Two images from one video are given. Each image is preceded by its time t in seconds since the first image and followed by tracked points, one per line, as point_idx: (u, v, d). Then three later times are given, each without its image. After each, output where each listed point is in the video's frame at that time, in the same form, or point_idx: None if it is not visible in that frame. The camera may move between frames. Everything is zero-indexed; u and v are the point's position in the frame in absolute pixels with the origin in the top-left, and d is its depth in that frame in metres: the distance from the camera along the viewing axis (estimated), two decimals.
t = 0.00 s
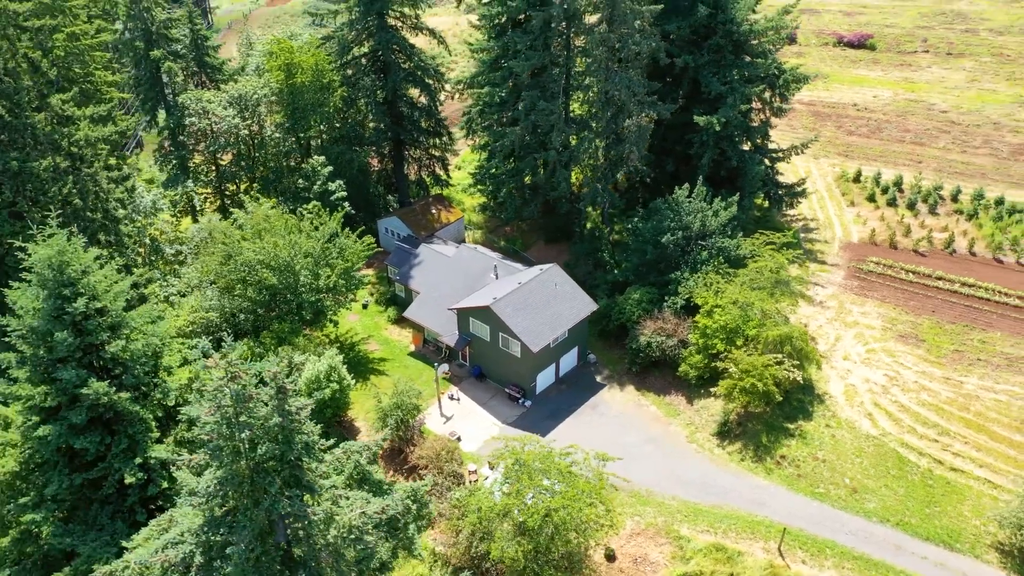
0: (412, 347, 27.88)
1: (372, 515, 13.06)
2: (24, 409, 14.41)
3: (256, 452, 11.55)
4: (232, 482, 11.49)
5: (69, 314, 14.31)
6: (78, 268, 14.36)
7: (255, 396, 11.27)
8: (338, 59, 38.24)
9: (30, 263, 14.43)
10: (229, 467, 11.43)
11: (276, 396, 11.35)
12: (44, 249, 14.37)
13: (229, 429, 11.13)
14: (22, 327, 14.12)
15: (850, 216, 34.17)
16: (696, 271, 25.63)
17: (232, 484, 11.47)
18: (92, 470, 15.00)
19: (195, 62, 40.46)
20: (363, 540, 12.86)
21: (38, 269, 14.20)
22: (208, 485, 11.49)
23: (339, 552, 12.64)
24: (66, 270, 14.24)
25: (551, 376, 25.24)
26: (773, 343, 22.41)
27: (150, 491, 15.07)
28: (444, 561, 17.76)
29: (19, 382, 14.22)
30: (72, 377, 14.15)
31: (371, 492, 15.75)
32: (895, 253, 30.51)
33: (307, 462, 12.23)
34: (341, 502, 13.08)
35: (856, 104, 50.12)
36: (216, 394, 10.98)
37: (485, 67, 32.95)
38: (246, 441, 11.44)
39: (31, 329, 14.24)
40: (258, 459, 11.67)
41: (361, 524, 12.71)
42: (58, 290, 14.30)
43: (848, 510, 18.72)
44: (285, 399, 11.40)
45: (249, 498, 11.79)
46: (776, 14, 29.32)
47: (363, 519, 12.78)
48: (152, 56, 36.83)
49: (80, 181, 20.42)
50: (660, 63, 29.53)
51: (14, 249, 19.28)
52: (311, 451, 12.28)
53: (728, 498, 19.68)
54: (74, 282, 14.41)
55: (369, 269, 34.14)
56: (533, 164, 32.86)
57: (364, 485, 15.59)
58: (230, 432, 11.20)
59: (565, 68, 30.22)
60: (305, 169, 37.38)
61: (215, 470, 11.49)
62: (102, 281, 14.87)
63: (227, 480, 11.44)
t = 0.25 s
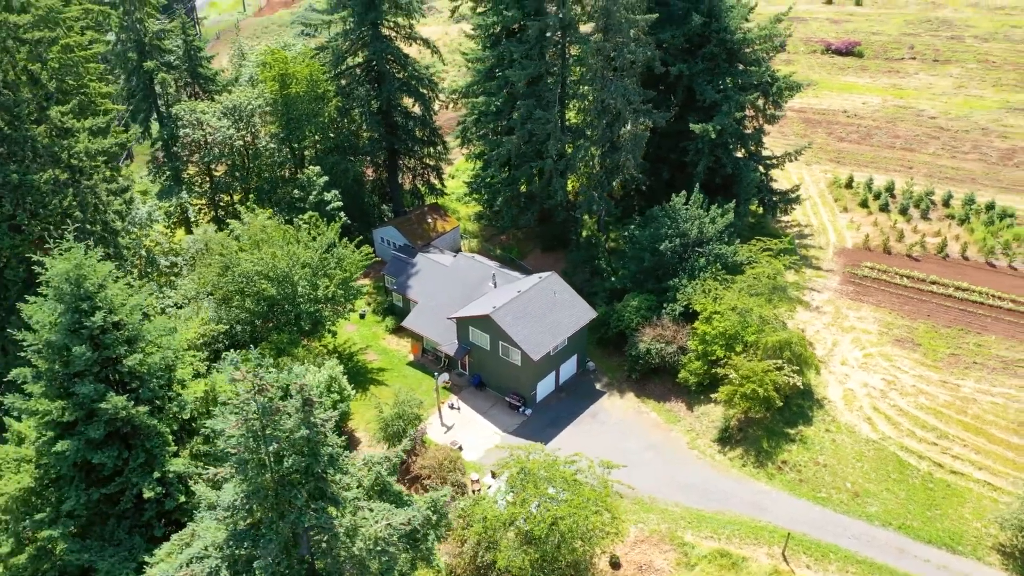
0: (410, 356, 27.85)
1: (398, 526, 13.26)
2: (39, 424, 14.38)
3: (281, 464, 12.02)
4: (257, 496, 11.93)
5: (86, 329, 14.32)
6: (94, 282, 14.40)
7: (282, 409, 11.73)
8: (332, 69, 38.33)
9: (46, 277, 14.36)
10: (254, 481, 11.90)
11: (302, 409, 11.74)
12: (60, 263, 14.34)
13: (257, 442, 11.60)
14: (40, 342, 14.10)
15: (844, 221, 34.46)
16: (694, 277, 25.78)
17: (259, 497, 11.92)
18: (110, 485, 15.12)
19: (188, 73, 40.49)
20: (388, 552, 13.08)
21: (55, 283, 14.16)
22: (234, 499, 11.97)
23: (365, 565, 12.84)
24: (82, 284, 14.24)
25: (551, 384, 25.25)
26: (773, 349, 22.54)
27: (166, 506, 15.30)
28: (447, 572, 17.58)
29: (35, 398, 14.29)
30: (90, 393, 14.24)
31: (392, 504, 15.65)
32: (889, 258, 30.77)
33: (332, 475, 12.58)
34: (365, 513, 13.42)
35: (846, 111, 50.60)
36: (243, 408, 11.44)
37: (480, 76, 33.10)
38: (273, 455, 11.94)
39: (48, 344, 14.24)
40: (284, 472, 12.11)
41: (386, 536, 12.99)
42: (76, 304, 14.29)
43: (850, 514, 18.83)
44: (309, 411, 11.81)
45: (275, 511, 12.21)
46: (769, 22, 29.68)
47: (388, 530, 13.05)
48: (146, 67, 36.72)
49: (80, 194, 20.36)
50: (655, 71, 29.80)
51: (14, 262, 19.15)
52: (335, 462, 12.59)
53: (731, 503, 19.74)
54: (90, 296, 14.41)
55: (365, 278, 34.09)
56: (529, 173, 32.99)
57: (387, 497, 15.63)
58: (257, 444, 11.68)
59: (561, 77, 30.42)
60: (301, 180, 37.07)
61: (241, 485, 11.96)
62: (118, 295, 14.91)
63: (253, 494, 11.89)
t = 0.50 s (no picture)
0: (409, 366, 27.83)
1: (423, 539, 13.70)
2: (56, 438, 14.47)
3: (307, 477, 12.43)
4: (284, 508, 12.50)
5: (104, 343, 14.39)
6: (113, 296, 14.45)
7: (310, 422, 12.01)
8: (326, 79, 38.42)
9: (63, 292, 14.43)
10: (282, 493, 12.42)
11: (328, 421, 12.09)
12: (79, 277, 14.41)
13: (286, 454, 11.99)
14: (58, 356, 14.21)
15: (837, 227, 34.74)
16: (692, 284, 25.95)
17: (287, 508, 12.46)
18: (127, 499, 15.06)
19: (181, 85, 40.65)
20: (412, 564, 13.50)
21: (72, 298, 14.23)
22: (261, 511, 12.58)
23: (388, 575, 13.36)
24: (99, 299, 14.30)
25: (551, 392, 25.29)
26: (772, 355, 22.70)
27: (184, 521, 15.20)
28: None
29: (51, 413, 14.36)
30: (109, 407, 14.26)
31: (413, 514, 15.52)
32: (882, 263, 31.03)
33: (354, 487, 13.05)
34: (388, 526, 13.97)
35: (836, 117, 51.09)
36: (270, 422, 11.88)
37: (475, 85, 33.24)
38: (301, 468, 12.36)
39: (65, 358, 14.35)
40: (310, 484, 12.55)
41: (410, 548, 13.41)
42: (94, 318, 14.35)
43: (852, 518, 18.96)
44: (335, 423, 12.16)
45: (301, 524, 12.81)
46: (761, 31, 30.06)
47: (413, 543, 13.46)
48: (138, 78, 36.73)
49: (80, 206, 20.24)
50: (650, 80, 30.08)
51: (12, 276, 18.92)
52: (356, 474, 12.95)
53: (733, 509, 19.85)
54: (107, 310, 14.46)
55: (362, 288, 34.03)
56: (525, 181, 33.12)
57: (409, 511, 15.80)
58: (285, 457, 12.06)
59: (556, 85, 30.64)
60: (296, 190, 36.95)
61: (268, 498, 12.52)
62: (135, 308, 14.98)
63: (281, 506, 12.47)
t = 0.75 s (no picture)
0: (407, 375, 27.78)
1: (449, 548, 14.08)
2: (71, 454, 14.43)
3: (332, 489, 12.16)
4: (309, 522, 12.20)
5: (121, 356, 14.37)
6: (130, 309, 14.45)
7: (335, 433, 11.75)
8: (320, 89, 38.45)
9: (80, 306, 14.43)
10: (306, 506, 12.12)
11: (353, 433, 11.91)
12: (96, 291, 14.39)
13: (312, 465, 11.66)
14: (74, 370, 14.20)
15: (830, 232, 35.03)
16: (689, 291, 26.11)
17: (312, 521, 12.17)
18: (144, 514, 15.01)
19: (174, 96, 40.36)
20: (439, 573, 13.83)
21: (88, 311, 14.22)
22: (286, 525, 12.23)
23: None
24: (112, 312, 14.23)
25: (550, 400, 25.32)
26: (771, 360, 22.85)
27: (201, 535, 15.21)
28: None
29: (67, 428, 14.36)
30: (127, 421, 14.14)
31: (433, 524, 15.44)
32: (876, 268, 31.30)
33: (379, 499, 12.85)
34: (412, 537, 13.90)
35: (825, 124, 51.59)
36: (296, 433, 11.54)
37: (470, 95, 33.38)
38: (326, 479, 12.10)
39: (80, 372, 14.36)
40: (336, 496, 12.29)
41: (439, 558, 13.67)
42: (111, 331, 14.33)
43: (854, 522, 19.09)
44: (360, 433, 11.96)
45: (326, 538, 12.48)
46: (753, 39, 30.39)
47: (442, 553, 13.70)
48: (131, 89, 36.66)
49: (79, 219, 20.09)
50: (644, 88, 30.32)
51: (11, 290, 18.61)
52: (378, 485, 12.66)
53: (736, 515, 19.94)
54: (122, 323, 14.42)
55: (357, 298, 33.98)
56: (521, 190, 33.25)
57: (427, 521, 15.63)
58: (310, 469, 11.76)
59: (551, 93, 30.80)
60: (291, 201, 36.65)
61: (293, 512, 12.19)
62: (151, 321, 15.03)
63: (306, 519, 12.15)
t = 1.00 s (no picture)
0: (405, 385, 27.73)
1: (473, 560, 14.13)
2: (87, 469, 14.40)
3: (358, 502, 12.41)
4: (335, 534, 12.43)
5: (138, 370, 14.37)
6: (148, 322, 14.49)
7: (361, 444, 12.11)
8: (313, 99, 38.50)
9: (97, 319, 14.46)
10: (332, 518, 12.38)
11: (378, 443, 12.28)
12: (112, 304, 14.41)
13: (341, 476, 12.00)
14: (91, 384, 14.29)
15: (822, 238, 35.32)
16: (686, 297, 26.26)
17: (338, 533, 12.36)
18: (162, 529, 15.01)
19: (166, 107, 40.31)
20: None
21: (105, 324, 14.32)
22: (313, 539, 12.44)
23: None
24: (126, 324, 14.28)
25: (549, 408, 25.34)
26: (769, 366, 23.00)
27: (218, 549, 15.17)
28: None
29: (83, 443, 14.39)
30: (144, 436, 14.18)
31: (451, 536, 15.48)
32: (869, 273, 31.57)
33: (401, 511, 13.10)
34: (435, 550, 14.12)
35: (815, 130, 52.05)
36: (322, 445, 11.90)
37: (464, 104, 33.52)
38: (351, 491, 12.28)
39: (95, 385, 14.45)
40: (361, 508, 12.56)
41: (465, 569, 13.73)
42: (128, 344, 14.38)
43: (855, 526, 19.23)
44: (384, 444, 12.33)
45: (353, 550, 12.71)
46: (745, 48, 30.73)
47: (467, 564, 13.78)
48: (124, 101, 36.59)
49: (78, 231, 19.93)
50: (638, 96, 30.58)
51: (9, 303, 18.38)
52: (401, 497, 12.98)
53: (738, 521, 20.04)
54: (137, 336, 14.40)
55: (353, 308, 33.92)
56: (516, 198, 33.36)
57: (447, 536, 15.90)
58: (337, 481, 12.10)
59: (546, 102, 30.99)
60: (285, 212, 36.51)
61: (319, 525, 12.42)
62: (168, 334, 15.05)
63: (332, 532, 12.38)
